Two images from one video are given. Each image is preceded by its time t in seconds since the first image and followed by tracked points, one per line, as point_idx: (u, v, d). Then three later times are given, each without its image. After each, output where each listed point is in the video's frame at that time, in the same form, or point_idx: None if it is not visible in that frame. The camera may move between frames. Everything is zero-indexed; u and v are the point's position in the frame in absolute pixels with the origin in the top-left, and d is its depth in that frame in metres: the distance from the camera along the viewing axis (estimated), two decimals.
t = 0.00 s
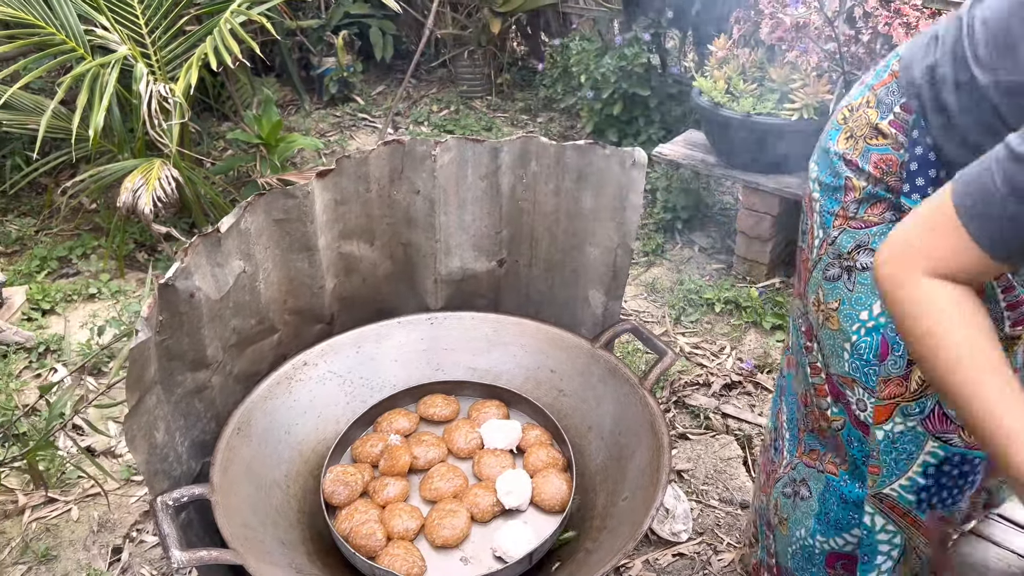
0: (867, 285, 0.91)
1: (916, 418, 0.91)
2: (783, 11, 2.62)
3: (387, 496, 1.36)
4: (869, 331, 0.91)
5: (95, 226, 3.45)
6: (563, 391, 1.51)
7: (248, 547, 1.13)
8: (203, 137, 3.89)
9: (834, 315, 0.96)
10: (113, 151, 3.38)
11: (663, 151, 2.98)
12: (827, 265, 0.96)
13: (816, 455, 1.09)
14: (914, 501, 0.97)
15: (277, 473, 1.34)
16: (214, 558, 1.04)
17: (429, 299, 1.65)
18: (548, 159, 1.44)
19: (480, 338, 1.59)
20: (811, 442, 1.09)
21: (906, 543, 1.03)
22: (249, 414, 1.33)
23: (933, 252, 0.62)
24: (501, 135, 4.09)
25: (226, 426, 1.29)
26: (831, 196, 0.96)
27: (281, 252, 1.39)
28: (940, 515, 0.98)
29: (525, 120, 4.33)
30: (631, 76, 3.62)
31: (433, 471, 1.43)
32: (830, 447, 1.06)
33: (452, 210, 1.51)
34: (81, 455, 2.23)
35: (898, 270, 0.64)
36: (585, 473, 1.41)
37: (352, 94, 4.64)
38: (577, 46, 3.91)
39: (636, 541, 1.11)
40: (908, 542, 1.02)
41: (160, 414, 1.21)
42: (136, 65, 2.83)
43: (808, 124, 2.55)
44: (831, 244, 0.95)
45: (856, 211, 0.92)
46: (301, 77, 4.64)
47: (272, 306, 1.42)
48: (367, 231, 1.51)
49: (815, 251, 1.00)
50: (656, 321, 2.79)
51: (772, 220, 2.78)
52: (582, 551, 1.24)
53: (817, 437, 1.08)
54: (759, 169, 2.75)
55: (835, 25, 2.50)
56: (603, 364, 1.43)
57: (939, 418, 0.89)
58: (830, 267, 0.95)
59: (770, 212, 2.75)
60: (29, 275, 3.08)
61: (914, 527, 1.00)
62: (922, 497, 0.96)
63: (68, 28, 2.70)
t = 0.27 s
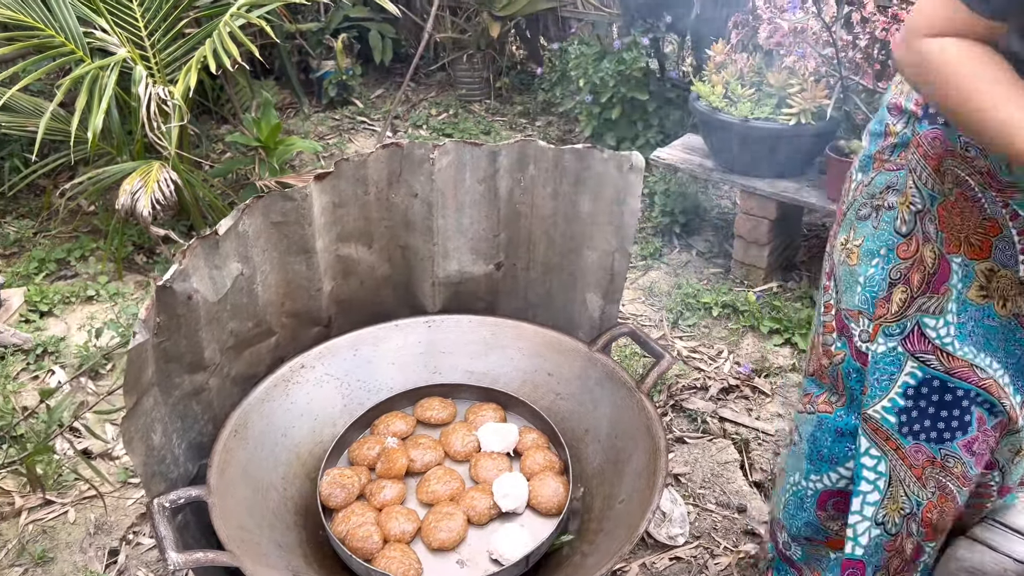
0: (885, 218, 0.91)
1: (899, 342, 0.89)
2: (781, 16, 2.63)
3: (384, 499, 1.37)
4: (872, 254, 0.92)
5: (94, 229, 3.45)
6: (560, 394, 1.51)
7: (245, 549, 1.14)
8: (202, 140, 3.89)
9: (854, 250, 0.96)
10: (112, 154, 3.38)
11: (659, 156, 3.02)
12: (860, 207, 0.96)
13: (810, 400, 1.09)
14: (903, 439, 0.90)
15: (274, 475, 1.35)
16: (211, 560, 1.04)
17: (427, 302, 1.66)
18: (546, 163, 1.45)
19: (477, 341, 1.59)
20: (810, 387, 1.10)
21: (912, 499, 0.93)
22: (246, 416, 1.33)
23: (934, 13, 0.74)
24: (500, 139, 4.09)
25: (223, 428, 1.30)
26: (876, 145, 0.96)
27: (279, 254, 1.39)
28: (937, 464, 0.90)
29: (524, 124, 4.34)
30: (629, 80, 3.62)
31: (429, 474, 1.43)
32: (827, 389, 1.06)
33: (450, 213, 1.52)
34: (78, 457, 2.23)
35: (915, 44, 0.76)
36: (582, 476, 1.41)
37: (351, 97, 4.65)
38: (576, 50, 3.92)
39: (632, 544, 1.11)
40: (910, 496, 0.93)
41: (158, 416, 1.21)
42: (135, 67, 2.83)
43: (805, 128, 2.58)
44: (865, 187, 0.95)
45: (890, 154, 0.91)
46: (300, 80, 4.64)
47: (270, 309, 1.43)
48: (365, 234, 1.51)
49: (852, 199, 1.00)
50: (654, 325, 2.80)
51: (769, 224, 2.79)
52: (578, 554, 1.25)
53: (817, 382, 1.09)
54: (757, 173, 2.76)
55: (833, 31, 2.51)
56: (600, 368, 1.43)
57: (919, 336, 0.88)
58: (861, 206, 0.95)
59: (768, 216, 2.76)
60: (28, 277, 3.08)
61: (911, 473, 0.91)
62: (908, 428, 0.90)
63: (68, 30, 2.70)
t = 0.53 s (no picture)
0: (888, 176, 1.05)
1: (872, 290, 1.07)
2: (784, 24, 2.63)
3: (385, 505, 1.37)
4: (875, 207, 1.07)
5: (97, 231, 3.46)
6: (561, 401, 1.51)
7: (246, 555, 1.14)
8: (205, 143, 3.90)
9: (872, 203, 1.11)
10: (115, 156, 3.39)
11: (661, 162, 3.02)
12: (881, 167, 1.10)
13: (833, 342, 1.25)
14: (870, 384, 1.11)
15: (275, 480, 1.35)
16: (213, 566, 1.04)
17: (429, 308, 1.66)
18: (549, 170, 1.45)
19: (479, 348, 1.59)
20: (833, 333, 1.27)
21: (868, 439, 1.15)
22: (249, 421, 1.34)
23: None
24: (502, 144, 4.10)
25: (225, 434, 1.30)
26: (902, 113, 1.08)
27: (282, 260, 1.39)
28: (897, 411, 1.10)
29: (526, 129, 4.34)
30: (631, 86, 3.63)
31: (430, 480, 1.43)
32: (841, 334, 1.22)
33: (453, 220, 1.52)
34: (79, 460, 2.23)
35: None
36: (583, 483, 1.41)
37: (354, 101, 4.66)
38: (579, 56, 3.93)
39: (633, 551, 1.12)
40: (867, 436, 1.15)
41: (161, 421, 1.21)
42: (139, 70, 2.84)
43: (807, 136, 2.56)
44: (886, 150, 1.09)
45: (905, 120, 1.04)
46: (303, 84, 4.65)
47: (273, 315, 1.43)
48: (368, 240, 1.51)
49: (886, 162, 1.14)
50: (655, 331, 2.80)
51: (771, 231, 2.79)
52: (579, 561, 1.25)
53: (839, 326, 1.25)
54: (758, 180, 2.75)
55: (835, 39, 2.53)
56: (602, 375, 1.44)
57: (890, 287, 1.05)
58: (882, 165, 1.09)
59: (769, 223, 2.76)
60: (30, 279, 3.09)
61: (871, 415, 1.13)
62: (870, 372, 1.10)
63: (72, 33, 2.71)
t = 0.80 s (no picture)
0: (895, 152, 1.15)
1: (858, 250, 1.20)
2: (789, 29, 2.63)
3: (384, 507, 1.37)
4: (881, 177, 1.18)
5: (102, 229, 3.47)
6: (561, 404, 1.52)
7: (245, 554, 1.14)
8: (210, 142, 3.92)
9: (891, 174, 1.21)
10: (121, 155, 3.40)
11: (665, 166, 3.02)
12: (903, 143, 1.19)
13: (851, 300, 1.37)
14: (835, 333, 1.26)
15: (275, 480, 1.35)
16: (212, 565, 1.05)
17: (430, 310, 1.67)
18: (551, 174, 1.46)
19: (479, 350, 1.60)
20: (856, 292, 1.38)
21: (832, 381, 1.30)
22: (250, 422, 1.34)
23: None
24: (507, 146, 4.11)
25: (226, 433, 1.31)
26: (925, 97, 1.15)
27: (285, 261, 1.40)
28: (849, 361, 1.25)
29: (531, 131, 4.35)
30: (636, 89, 3.62)
31: (429, 482, 1.44)
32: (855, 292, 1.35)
33: (455, 222, 1.53)
34: (82, 458, 2.24)
35: None
36: (582, 487, 1.42)
37: (359, 101, 4.67)
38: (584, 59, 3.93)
39: (630, 556, 1.12)
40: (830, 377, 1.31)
41: (162, 420, 1.21)
42: (146, 69, 2.85)
43: (812, 141, 2.55)
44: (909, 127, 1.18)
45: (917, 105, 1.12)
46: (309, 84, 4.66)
47: (275, 315, 1.44)
48: (370, 242, 1.52)
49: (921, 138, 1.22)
50: (657, 335, 2.80)
51: (774, 236, 2.79)
52: (577, 564, 1.25)
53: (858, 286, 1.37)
54: (761, 185, 2.75)
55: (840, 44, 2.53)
56: (602, 379, 1.44)
57: (863, 250, 1.17)
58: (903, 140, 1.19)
59: (773, 228, 2.76)
60: (35, 276, 3.10)
61: (837, 361, 1.27)
62: (842, 322, 1.24)
63: (80, 32, 2.72)
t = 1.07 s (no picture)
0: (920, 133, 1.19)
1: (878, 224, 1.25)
2: (810, 32, 2.61)
3: (398, 504, 1.37)
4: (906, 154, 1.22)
5: (118, 222, 3.49)
6: (577, 405, 1.51)
7: (260, 550, 1.14)
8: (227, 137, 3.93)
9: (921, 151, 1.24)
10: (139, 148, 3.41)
11: (682, 167, 3.01)
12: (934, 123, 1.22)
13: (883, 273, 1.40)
14: (856, 304, 1.32)
15: (290, 476, 1.35)
16: (228, 560, 1.05)
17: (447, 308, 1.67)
18: (570, 174, 1.45)
19: (495, 349, 1.60)
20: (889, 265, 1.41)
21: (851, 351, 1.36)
22: (266, 417, 1.34)
23: None
24: (522, 146, 4.10)
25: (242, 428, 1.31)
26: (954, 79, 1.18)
27: (303, 257, 1.40)
28: (866, 331, 1.30)
29: (546, 131, 4.34)
30: (653, 91, 3.61)
31: (444, 480, 1.43)
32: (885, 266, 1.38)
33: (473, 221, 1.53)
34: (95, 449, 2.25)
35: None
36: (597, 489, 1.41)
37: (375, 99, 4.67)
38: (601, 59, 3.91)
39: (646, 559, 1.11)
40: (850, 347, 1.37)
41: (179, 414, 1.21)
42: (165, 64, 2.85)
43: (831, 146, 2.54)
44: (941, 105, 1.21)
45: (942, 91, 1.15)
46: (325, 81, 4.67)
47: (292, 311, 1.44)
48: (388, 239, 1.52)
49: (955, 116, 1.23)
50: (672, 337, 2.79)
51: (791, 240, 2.77)
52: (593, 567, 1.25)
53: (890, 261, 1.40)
54: (779, 189, 2.74)
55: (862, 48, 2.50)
56: (618, 381, 1.43)
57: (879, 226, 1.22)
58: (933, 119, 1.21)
59: (790, 232, 2.74)
60: (52, 268, 3.12)
61: (857, 331, 1.33)
62: (860, 294, 1.29)
63: (100, 26, 2.73)
